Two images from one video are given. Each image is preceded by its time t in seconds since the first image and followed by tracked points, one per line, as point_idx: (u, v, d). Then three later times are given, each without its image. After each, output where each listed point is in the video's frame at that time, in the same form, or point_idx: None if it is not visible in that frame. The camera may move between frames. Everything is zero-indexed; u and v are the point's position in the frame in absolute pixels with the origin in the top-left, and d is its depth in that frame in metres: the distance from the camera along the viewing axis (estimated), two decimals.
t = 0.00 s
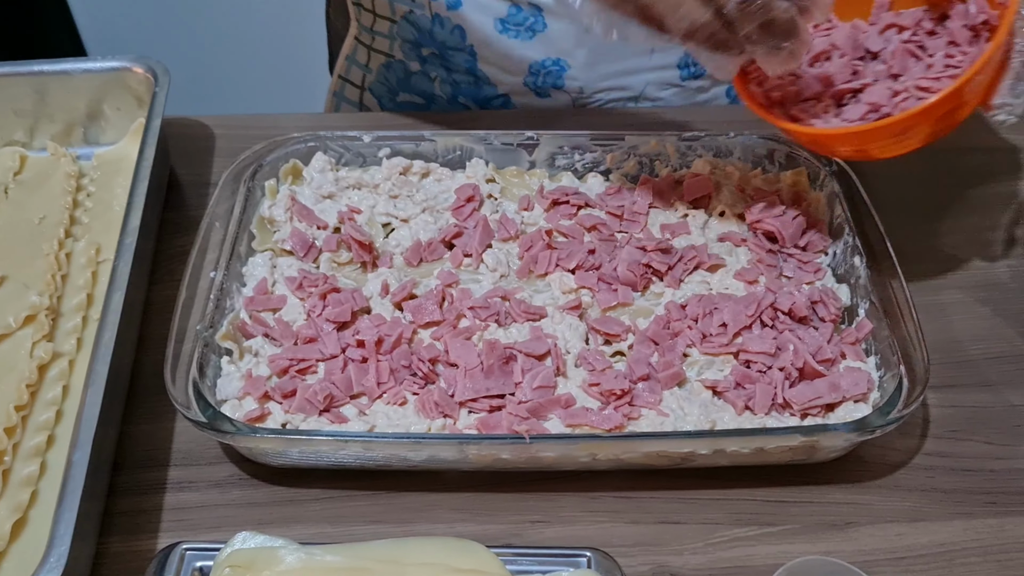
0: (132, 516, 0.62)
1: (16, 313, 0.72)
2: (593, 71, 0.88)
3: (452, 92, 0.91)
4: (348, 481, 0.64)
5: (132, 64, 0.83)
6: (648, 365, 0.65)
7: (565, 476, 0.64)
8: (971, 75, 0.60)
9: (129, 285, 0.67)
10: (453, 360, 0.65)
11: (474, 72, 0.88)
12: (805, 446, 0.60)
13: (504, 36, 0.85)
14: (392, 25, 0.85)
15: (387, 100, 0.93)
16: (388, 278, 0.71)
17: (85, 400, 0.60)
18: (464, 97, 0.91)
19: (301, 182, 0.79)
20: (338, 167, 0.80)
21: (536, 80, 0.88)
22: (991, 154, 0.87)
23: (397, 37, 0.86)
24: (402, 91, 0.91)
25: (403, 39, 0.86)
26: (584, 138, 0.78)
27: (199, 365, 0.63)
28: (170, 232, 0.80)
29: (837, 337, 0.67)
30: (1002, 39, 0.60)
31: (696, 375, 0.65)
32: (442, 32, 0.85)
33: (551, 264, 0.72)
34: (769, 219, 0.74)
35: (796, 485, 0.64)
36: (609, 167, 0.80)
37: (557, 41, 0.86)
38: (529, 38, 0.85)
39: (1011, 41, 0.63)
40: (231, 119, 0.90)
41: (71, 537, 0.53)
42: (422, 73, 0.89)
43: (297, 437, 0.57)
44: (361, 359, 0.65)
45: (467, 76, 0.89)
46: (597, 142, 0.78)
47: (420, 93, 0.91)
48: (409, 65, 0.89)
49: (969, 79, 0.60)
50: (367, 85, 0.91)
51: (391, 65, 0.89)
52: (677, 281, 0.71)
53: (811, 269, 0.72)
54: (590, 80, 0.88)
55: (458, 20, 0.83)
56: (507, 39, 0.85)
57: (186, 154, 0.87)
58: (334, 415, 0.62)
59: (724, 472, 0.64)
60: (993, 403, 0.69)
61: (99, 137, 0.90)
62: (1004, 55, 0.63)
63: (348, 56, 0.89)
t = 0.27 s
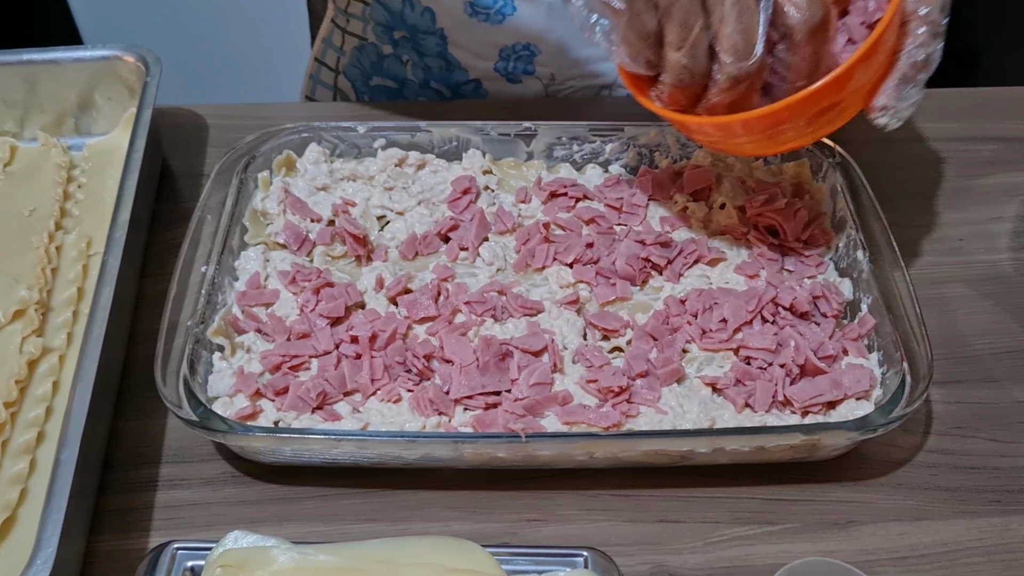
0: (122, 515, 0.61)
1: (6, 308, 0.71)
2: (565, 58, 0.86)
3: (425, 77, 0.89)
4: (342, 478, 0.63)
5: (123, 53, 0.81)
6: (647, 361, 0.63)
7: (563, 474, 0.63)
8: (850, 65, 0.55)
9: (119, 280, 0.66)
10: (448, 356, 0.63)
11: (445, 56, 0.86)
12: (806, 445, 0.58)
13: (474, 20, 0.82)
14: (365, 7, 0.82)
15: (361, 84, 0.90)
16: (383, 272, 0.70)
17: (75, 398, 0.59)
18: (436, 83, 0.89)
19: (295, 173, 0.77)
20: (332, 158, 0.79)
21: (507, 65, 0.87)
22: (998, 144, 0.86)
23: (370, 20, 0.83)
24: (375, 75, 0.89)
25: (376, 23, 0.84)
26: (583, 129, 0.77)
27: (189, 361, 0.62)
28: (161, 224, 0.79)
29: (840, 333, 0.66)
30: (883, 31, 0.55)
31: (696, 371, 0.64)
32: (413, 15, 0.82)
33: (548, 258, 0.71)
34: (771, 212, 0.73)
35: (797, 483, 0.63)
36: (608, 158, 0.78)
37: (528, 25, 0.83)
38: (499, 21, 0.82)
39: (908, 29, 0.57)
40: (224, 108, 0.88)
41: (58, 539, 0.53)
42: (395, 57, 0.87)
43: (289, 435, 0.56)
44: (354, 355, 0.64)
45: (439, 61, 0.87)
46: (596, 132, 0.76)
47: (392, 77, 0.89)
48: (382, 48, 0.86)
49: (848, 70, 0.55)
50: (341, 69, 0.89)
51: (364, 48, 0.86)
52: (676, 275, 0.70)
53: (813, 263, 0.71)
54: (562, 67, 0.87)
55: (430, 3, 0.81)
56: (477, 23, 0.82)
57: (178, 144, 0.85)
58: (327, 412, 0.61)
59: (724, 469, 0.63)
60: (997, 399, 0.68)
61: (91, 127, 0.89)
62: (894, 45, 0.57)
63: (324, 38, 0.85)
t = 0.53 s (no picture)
0: (114, 511, 0.60)
1: None
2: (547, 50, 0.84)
3: (407, 67, 0.88)
4: (335, 474, 0.62)
5: (113, 45, 0.80)
6: (642, 356, 0.63)
7: (557, 470, 0.62)
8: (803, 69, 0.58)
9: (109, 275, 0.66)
10: (441, 352, 0.63)
11: (426, 46, 0.86)
12: (802, 440, 0.58)
13: (456, 10, 0.83)
14: None
15: (343, 75, 0.90)
16: (376, 266, 0.69)
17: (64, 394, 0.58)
18: (418, 74, 0.89)
19: (288, 166, 0.77)
20: (326, 151, 0.78)
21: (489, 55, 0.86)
22: (998, 135, 0.85)
23: (351, 9, 0.83)
24: (357, 66, 0.89)
25: (356, 12, 0.84)
26: (578, 121, 0.76)
27: (180, 358, 0.61)
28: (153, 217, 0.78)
29: (836, 328, 0.65)
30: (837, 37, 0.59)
31: (691, 366, 0.63)
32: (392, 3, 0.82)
33: (543, 252, 0.70)
34: (768, 205, 0.72)
35: (793, 478, 0.62)
36: (603, 150, 0.78)
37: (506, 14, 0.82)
38: (478, 12, 0.83)
39: (858, 41, 0.63)
40: (216, 99, 0.87)
41: (47, 536, 0.53)
42: (376, 47, 0.87)
43: (280, 432, 0.55)
44: (347, 350, 0.63)
45: (420, 51, 0.87)
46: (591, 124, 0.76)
47: (374, 68, 0.89)
48: (363, 38, 0.86)
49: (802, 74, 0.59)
50: (324, 60, 0.89)
51: (346, 38, 0.87)
52: (672, 269, 0.70)
53: (810, 257, 0.70)
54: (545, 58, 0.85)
55: None
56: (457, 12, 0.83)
57: (170, 136, 0.84)
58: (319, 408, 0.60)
59: (720, 465, 0.63)
60: (995, 393, 0.67)
61: (82, 119, 0.88)
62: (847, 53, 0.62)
63: (307, 28, 0.86)
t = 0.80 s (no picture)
0: (110, 511, 0.60)
1: None
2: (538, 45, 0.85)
3: (397, 62, 0.88)
4: (332, 474, 0.62)
5: (108, 41, 0.80)
6: (641, 354, 0.63)
7: (555, 468, 0.62)
8: (792, 87, 0.59)
9: (105, 273, 0.66)
10: (438, 350, 0.63)
11: (418, 41, 0.85)
12: (801, 439, 0.58)
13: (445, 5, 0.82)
14: None
15: (333, 70, 0.90)
16: (372, 263, 0.69)
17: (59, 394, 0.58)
18: (409, 68, 0.88)
19: (284, 163, 0.76)
20: (322, 147, 0.77)
21: (479, 50, 0.85)
22: (999, 129, 0.84)
23: (342, 4, 0.83)
24: (347, 61, 0.88)
25: (347, 7, 0.83)
26: (576, 117, 0.75)
27: (176, 358, 0.61)
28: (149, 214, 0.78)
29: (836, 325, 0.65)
30: (828, 51, 0.59)
31: (689, 364, 0.63)
32: None
33: (541, 249, 0.70)
34: (767, 200, 0.72)
35: (793, 476, 0.62)
36: (601, 146, 0.77)
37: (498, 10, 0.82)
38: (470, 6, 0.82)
39: (849, 50, 0.61)
40: (212, 94, 0.87)
41: (42, 538, 0.53)
42: (367, 42, 0.86)
43: (276, 432, 0.55)
44: (343, 349, 0.63)
45: (411, 46, 0.86)
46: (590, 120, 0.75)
47: (364, 63, 0.88)
48: (355, 33, 0.85)
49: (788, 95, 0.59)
50: (315, 54, 0.89)
51: (336, 33, 0.86)
52: (671, 266, 0.69)
53: (810, 253, 0.70)
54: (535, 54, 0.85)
55: None
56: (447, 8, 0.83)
57: (166, 132, 0.84)
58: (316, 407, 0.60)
59: (719, 463, 0.63)
60: (996, 390, 0.67)
61: (78, 116, 0.87)
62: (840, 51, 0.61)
63: (297, 23, 0.86)
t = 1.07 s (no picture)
0: (107, 513, 0.60)
1: None
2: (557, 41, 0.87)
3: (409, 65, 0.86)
4: (330, 475, 0.62)
5: (104, 39, 0.79)
6: (640, 355, 0.62)
7: (554, 470, 0.62)
8: (906, 64, 0.62)
9: (101, 274, 0.65)
10: (437, 351, 0.62)
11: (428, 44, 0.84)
12: (801, 440, 0.57)
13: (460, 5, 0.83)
14: None
15: (344, 74, 0.88)
16: (370, 264, 0.68)
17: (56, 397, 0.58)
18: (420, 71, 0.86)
19: (282, 162, 0.76)
20: (320, 147, 0.77)
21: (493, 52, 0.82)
22: (1002, 128, 0.84)
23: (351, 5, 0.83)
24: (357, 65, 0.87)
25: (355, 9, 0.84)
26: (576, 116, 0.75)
27: (173, 359, 0.61)
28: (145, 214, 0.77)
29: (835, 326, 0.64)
30: (955, 20, 0.62)
31: (689, 365, 0.63)
32: None
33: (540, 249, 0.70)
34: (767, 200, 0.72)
35: (793, 478, 0.62)
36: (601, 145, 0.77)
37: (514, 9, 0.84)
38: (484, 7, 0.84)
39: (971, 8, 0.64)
40: (210, 93, 0.86)
41: (39, 540, 0.53)
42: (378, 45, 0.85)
43: (273, 433, 0.55)
44: (341, 350, 0.63)
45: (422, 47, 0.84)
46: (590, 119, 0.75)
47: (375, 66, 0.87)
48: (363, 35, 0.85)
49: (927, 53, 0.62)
50: (325, 59, 0.88)
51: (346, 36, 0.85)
52: (670, 266, 0.69)
53: (810, 254, 0.69)
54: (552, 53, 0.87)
55: None
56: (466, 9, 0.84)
57: (164, 131, 0.83)
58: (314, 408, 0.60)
59: (718, 464, 0.62)
60: (997, 391, 0.66)
61: (76, 115, 0.87)
62: (955, 34, 0.64)
63: (306, 27, 0.86)
